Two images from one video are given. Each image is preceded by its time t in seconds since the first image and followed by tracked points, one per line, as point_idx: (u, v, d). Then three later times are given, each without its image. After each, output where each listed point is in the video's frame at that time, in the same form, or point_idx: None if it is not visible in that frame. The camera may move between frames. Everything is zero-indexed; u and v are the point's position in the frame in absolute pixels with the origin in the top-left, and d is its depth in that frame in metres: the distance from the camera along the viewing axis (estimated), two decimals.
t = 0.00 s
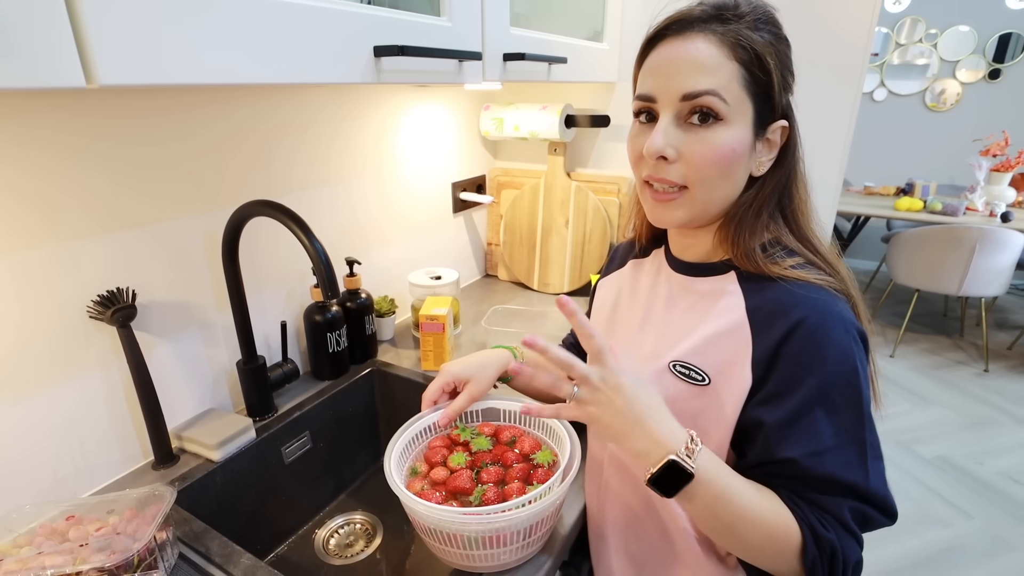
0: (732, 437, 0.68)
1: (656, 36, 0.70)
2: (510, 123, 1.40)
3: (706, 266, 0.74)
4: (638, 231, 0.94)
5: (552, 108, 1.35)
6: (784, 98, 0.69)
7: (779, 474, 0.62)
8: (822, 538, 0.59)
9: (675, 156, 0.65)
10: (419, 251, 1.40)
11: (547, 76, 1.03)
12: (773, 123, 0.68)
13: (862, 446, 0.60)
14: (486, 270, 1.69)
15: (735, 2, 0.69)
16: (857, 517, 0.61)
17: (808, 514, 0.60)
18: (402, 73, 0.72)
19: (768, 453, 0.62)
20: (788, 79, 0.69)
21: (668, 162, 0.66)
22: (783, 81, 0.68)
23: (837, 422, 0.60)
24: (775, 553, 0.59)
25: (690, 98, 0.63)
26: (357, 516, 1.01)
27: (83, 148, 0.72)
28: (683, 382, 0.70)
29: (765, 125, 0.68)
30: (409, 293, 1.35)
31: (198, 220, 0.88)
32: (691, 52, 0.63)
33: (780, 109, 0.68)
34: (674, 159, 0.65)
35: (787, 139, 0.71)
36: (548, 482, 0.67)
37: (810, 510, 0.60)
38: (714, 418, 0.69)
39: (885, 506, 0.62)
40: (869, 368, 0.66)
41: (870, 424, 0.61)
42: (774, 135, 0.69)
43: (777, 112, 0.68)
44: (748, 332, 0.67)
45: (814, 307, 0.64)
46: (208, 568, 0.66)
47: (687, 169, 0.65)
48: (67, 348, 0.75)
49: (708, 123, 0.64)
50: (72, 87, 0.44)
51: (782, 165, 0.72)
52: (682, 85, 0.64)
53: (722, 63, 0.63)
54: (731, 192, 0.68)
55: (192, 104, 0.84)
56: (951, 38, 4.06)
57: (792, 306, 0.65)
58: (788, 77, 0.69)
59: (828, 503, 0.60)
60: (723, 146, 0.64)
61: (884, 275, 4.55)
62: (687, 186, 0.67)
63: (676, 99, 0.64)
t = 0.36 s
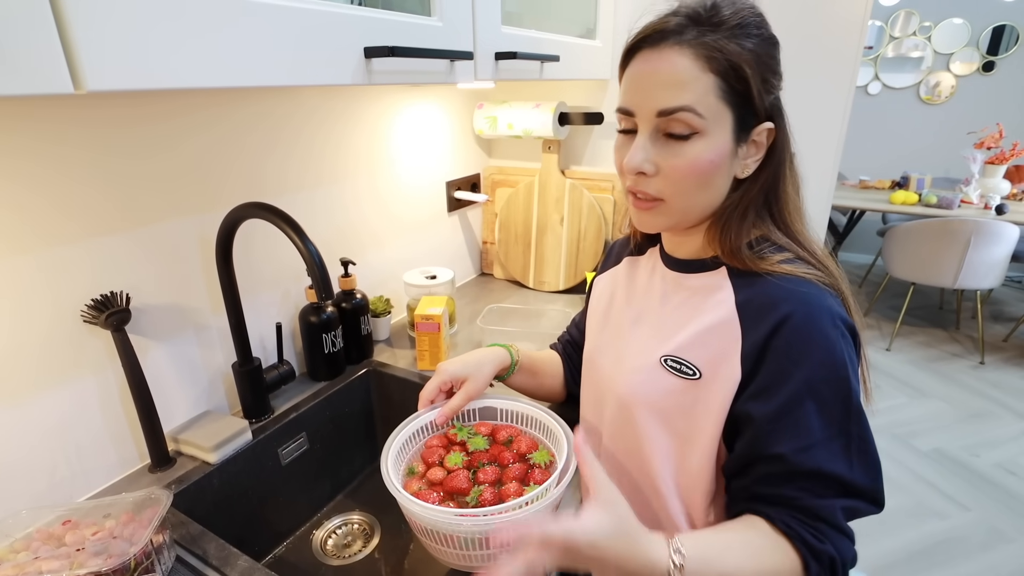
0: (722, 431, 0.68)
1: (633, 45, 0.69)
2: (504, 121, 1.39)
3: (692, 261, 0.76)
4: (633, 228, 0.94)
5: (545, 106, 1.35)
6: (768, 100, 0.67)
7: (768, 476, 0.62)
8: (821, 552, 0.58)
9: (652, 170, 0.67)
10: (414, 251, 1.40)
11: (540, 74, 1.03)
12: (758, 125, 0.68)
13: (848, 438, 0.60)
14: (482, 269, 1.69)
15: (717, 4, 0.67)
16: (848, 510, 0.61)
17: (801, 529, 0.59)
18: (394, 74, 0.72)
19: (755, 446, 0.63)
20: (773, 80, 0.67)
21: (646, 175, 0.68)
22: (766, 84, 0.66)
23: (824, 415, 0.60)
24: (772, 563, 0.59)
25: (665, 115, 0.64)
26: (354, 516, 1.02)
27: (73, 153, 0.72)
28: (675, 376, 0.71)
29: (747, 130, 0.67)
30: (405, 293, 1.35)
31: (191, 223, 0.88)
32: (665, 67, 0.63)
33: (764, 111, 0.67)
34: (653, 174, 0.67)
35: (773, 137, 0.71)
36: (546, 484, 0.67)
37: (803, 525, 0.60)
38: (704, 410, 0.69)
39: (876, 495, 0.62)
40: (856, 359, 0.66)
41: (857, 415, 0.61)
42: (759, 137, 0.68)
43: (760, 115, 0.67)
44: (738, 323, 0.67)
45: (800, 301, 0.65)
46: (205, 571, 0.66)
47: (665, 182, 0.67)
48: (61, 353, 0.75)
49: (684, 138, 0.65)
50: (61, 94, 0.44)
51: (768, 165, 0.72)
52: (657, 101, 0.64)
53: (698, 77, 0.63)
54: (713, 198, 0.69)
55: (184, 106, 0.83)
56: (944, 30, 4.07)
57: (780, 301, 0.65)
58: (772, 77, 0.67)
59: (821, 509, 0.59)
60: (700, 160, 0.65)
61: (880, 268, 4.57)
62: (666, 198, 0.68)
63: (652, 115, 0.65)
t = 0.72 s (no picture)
0: (734, 433, 0.69)
1: (603, 69, 0.69)
2: (503, 121, 1.40)
3: (694, 263, 0.76)
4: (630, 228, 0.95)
5: (544, 105, 1.36)
6: (743, 106, 0.66)
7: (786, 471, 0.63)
8: (837, 545, 0.59)
9: (633, 191, 0.68)
10: (414, 250, 1.40)
11: (539, 74, 1.03)
12: (741, 130, 0.67)
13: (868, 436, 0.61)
14: (482, 268, 1.70)
15: (686, 16, 0.67)
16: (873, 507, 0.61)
17: (819, 523, 0.60)
18: (393, 74, 0.73)
19: (770, 445, 0.64)
20: (746, 84, 0.66)
21: (629, 196, 0.69)
22: (738, 91, 0.65)
23: (841, 413, 0.61)
24: (788, 552, 0.61)
25: (636, 139, 0.65)
26: (355, 514, 1.03)
27: (76, 152, 0.72)
28: (682, 378, 0.71)
29: (726, 137, 0.66)
30: (405, 292, 1.36)
31: (193, 222, 0.88)
32: (631, 93, 0.64)
33: (743, 116, 0.67)
34: (634, 194, 0.68)
35: (760, 140, 0.70)
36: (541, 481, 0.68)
37: (817, 515, 0.61)
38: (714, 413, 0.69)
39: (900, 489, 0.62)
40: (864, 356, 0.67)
41: (873, 413, 0.61)
42: (744, 140, 0.68)
43: (739, 121, 0.67)
44: (745, 328, 0.67)
45: (806, 302, 0.65)
46: (207, 566, 0.66)
47: (648, 200, 0.68)
48: (65, 351, 0.76)
49: (659, 158, 0.65)
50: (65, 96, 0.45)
51: (758, 164, 0.71)
52: (627, 126, 0.65)
53: (663, 98, 0.63)
54: (701, 206, 0.69)
55: (185, 106, 0.84)
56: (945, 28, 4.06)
57: (785, 305, 0.66)
58: (746, 82, 0.66)
59: (839, 501, 0.60)
60: (677, 177, 0.65)
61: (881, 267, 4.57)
62: (653, 214, 0.69)
63: (624, 138, 0.66)
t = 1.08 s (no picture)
0: (734, 431, 0.70)
1: (591, 80, 0.70)
2: (501, 122, 1.40)
3: (693, 261, 0.76)
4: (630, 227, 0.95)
5: (542, 106, 1.36)
6: (733, 107, 0.66)
7: (784, 471, 0.64)
8: (828, 551, 0.61)
9: (632, 201, 0.68)
10: (414, 251, 1.41)
11: (536, 74, 1.04)
12: (733, 131, 0.67)
13: (865, 433, 0.61)
14: (482, 268, 1.71)
15: (670, 22, 0.67)
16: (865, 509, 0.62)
17: (809, 529, 0.62)
18: (391, 77, 0.73)
19: (770, 442, 0.64)
20: (734, 85, 0.67)
21: (628, 206, 0.69)
22: (727, 92, 0.66)
23: (839, 411, 0.61)
24: (772, 554, 0.64)
25: (631, 149, 0.65)
26: (357, 515, 1.03)
27: (76, 156, 0.73)
28: (682, 376, 0.72)
29: (719, 139, 0.67)
30: (405, 293, 1.36)
31: (193, 226, 0.89)
32: (622, 104, 0.64)
33: (734, 116, 0.67)
34: (633, 203, 0.68)
35: (753, 138, 0.70)
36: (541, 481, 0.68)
37: (807, 521, 0.62)
38: (715, 410, 0.70)
39: (896, 486, 0.63)
40: (862, 354, 0.67)
41: (871, 411, 0.62)
42: (736, 140, 0.68)
43: (730, 122, 0.67)
44: (744, 326, 0.68)
45: (804, 300, 0.66)
46: (210, 568, 0.67)
47: (647, 209, 0.68)
48: (68, 355, 0.76)
49: (654, 166, 0.65)
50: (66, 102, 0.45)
51: (751, 162, 0.71)
52: (620, 135, 0.65)
53: (654, 106, 0.63)
54: (699, 209, 0.69)
55: (184, 110, 0.84)
56: (942, 24, 4.06)
57: (783, 303, 0.66)
58: (735, 83, 0.67)
59: (834, 507, 0.61)
60: (675, 183, 0.65)
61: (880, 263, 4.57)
62: (652, 222, 0.69)
63: (619, 149, 0.66)
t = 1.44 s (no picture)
0: (733, 431, 0.70)
1: (604, 64, 0.70)
2: (504, 123, 1.41)
3: (692, 258, 0.77)
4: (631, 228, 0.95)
5: (545, 107, 1.37)
6: (744, 101, 0.67)
7: (793, 472, 0.63)
8: (850, 538, 0.60)
9: (638, 187, 0.67)
10: (418, 252, 1.41)
11: (538, 76, 1.04)
12: (742, 126, 0.68)
13: (869, 428, 0.62)
14: (485, 269, 1.71)
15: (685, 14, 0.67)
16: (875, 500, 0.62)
17: (832, 517, 0.61)
18: (394, 80, 0.74)
19: (774, 445, 0.64)
20: (746, 80, 0.67)
21: (633, 193, 0.68)
22: (740, 85, 0.66)
23: (843, 410, 0.62)
24: (807, 548, 0.61)
25: (642, 132, 0.65)
26: (363, 515, 1.04)
27: (84, 160, 0.74)
28: (681, 375, 0.72)
29: (728, 132, 0.67)
30: (409, 294, 1.37)
31: (200, 229, 0.90)
32: (637, 87, 0.64)
33: (744, 111, 0.67)
34: (640, 190, 0.67)
35: (758, 136, 0.71)
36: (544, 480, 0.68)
37: (830, 511, 0.61)
38: (714, 409, 0.70)
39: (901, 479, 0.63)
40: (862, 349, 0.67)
41: (873, 406, 0.62)
42: (744, 136, 0.69)
43: (740, 116, 0.67)
44: (743, 328, 0.68)
45: (801, 299, 0.66)
46: (219, 567, 0.68)
47: (653, 197, 0.67)
48: (78, 357, 0.77)
49: (664, 152, 0.65)
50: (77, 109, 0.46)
51: (756, 161, 0.72)
52: (633, 119, 0.65)
53: (669, 90, 0.63)
54: (704, 202, 0.69)
55: (190, 114, 0.85)
56: (946, 20, 4.05)
57: (782, 306, 0.66)
58: (747, 78, 0.67)
59: (849, 499, 0.60)
60: (683, 172, 0.65)
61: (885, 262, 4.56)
62: (656, 213, 0.69)
63: (630, 133, 0.66)
